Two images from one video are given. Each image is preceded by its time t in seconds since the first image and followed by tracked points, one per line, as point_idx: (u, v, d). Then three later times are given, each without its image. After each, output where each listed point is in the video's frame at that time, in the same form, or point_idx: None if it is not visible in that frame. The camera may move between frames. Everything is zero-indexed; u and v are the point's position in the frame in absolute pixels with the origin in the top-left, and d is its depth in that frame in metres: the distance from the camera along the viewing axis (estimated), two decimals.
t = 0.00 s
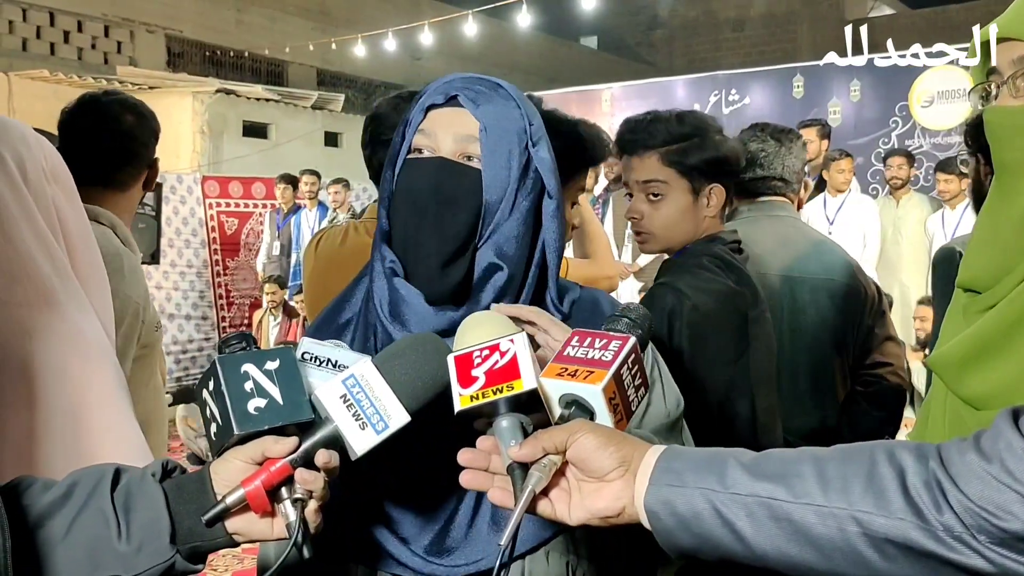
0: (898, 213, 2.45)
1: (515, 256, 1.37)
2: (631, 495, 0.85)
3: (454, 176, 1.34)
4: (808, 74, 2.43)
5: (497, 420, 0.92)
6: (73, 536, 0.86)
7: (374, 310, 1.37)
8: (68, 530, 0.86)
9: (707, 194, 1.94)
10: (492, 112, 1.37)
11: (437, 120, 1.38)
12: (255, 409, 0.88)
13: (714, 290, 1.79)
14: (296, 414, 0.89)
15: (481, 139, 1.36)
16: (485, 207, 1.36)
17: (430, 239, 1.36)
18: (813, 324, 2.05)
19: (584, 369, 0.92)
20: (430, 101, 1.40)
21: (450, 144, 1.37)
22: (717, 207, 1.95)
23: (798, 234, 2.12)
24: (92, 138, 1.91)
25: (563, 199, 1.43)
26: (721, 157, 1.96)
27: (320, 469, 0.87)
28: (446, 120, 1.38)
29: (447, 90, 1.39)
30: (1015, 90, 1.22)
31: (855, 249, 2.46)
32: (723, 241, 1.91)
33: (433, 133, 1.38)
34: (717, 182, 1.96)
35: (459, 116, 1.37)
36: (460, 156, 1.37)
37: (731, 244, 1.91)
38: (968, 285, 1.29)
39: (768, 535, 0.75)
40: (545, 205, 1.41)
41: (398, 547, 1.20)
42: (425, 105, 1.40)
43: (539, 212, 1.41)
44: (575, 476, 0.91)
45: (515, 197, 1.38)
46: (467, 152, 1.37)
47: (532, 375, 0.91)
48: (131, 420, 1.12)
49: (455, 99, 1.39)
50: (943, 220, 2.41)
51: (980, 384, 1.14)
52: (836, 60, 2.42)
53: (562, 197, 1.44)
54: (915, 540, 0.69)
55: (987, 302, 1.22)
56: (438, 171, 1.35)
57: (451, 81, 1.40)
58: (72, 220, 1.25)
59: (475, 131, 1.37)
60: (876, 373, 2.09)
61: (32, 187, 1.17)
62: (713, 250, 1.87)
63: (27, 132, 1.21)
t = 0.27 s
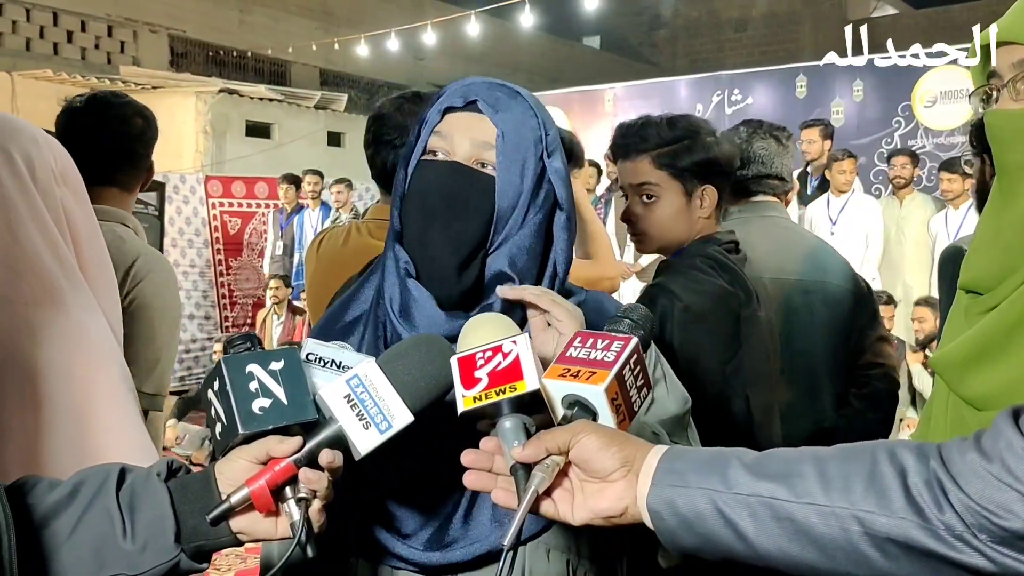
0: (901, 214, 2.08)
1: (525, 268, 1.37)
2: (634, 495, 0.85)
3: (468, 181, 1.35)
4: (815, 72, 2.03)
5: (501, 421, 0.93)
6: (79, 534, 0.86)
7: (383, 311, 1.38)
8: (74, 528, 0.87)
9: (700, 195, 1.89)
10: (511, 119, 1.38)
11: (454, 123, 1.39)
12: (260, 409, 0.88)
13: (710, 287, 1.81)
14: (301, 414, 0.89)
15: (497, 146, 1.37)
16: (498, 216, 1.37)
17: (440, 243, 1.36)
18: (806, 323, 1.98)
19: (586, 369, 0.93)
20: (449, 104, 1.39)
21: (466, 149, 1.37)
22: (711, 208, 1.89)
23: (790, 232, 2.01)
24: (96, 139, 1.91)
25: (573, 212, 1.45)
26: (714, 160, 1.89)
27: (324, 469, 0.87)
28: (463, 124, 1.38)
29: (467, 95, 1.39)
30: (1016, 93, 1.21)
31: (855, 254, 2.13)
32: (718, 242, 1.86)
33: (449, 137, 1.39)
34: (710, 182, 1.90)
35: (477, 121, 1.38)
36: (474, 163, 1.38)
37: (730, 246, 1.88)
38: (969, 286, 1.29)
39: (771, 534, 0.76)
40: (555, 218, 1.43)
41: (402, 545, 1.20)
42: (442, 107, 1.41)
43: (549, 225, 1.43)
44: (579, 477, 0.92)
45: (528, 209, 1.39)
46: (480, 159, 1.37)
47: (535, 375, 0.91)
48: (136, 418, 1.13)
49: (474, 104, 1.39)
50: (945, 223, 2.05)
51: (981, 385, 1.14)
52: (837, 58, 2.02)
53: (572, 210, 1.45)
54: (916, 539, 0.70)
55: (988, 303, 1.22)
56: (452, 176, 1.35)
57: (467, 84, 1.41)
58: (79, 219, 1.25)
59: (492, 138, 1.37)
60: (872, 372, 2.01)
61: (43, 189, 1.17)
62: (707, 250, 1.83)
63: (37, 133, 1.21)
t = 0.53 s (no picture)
0: (906, 216, 1.73)
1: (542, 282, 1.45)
2: (645, 497, 0.86)
3: (492, 203, 1.40)
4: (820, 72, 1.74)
5: (512, 423, 0.93)
6: (92, 532, 0.87)
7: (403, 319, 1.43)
8: (87, 527, 0.88)
9: (697, 196, 1.81)
10: (530, 138, 1.43)
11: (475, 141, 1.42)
12: (272, 410, 0.88)
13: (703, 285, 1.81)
14: (312, 415, 0.90)
15: (517, 166, 1.42)
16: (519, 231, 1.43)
17: (461, 256, 1.41)
18: (794, 338, 1.79)
19: (596, 372, 0.93)
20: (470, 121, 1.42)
21: (486, 166, 1.41)
22: (710, 208, 1.81)
23: (778, 241, 1.81)
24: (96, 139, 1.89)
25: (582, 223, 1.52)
26: (711, 165, 1.81)
27: (335, 470, 0.88)
28: (485, 142, 1.42)
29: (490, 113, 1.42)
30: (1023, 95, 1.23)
31: (857, 258, 1.77)
32: (724, 242, 1.82)
33: (467, 154, 1.42)
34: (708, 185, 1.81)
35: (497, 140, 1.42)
36: (493, 181, 1.42)
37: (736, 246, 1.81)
38: (976, 287, 1.29)
39: (780, 537, 0.76)
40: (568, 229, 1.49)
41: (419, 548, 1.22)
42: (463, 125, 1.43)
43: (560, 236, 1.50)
44: (590, 479, 0.93)
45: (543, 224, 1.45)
46: (501, 178, 1.42)
47: (546, 378, 0.92)
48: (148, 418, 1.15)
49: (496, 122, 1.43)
50: (950, 226, 1.70)
51: (990, 384, 1.14)
52: (837, 59, 1.73)
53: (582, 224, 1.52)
54: (924, 540, 0.70)
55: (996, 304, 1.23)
56: (475, 196, 1.41)
57: (486, 98, 1.43)
58: (97, 220, 1.25)
59: (512, 158, 1.42)
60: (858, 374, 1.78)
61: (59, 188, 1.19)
62: (714, 252, 1.82)
63: (54, 132, 1.23)
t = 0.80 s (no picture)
0: (908, 218, 1.82)
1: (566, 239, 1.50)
2: (661, 497, 0.86)
3: (520, 161, 1.40)
4: (824, 73, 1.81)
5: (532, 422, 0.95)
6: (109, 524, 0.88)
7: (434, 286, 1.35)
8: (103, 520, 0.88)
9: (698, 197, 1.90)
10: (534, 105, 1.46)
11: (488, 107, 1.41)
12: (288, 405, 0.89)
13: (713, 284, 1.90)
14: (328, 411, 0.90)
15: (530, 126, 1.45)
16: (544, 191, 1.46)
17: (501, 214, 1.40)
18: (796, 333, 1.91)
19: (617, 371, 0.93)
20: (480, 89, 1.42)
21: (502, 130, 1.41)
22: (711, 209, 1.90)
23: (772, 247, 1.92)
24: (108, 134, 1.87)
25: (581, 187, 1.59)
26: (714, 165, 1.90)
27: (349, 466, 0.88)
28: (495, 108, 1.42)
29: (496, 81, 1.44)
30: None
31: (859, 259, 1.89)
32: (731, 241, 1.91)
33: (482, 122, 1.41)
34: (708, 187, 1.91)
35: (510, 105, 1.43)
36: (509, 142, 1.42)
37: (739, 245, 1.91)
38: (984, 288, 1.31)
39: (795, 540, 0.77)
40: (572, 196, 1.55)
41: (429, 556, 1.20)
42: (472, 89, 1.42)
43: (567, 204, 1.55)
44: (608, 479, 0.93)
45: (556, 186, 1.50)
46: (518, 136, 1.43)
47: (565, 376, 0.94)
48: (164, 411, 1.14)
49: (504, 89, 1.44)
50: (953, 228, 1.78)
51: (997, 383, 1.15)
52: (837, 59, 1.80)
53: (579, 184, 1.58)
54: (940, 545, 0.71)
55: (1005, 304, 1.24)
56: (506, 153, 1.39)
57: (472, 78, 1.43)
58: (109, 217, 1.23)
59: (523, 118, 1.44)
60: (843, 371, 1.93)
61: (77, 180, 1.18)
62: (722, 250, 1.91)
63: (71, 129, 1.22)
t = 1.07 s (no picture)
0: (903, 222, 1.83)
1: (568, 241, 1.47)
2: (673, 504, 0.87)
3: (512, 180, 1.36)
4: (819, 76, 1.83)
5: (541, 430, 0.94)
6: (124, 527, 0.88)
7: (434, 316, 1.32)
8: (119, 522, 0.88)
9: (674, 199, 1.93)
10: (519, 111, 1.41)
11: (475, 124, 1.37)
12: (301, 411, 0.89)
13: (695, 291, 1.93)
14: (338, 416, 0.90)
15: (518, 137, 1.39)
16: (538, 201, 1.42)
17: (496, 239, 1.36)
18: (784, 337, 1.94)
19: (624, 379, 0.94)
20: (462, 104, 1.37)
21: (490, 147, 1.37)
22: (686, 210, 1.93)
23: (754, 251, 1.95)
24: (105, 131, 1.81)
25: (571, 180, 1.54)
26: (694, 168, 1.93)
27: (360, 470, 0.89)
28: (480, 124, 1.37)
29: (478, 93, 1.38)
30: None
31: (851, 260, 1.90)
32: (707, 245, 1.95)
33: (469, 142, 1.36)
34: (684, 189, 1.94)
35: (495, 118, 1.38)
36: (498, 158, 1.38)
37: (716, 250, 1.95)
38: (991, 296, 1.31)
39: (808, 545, 0.77)
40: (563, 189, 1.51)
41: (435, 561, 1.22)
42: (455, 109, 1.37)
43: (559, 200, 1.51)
44: (618, 486, 0.94)
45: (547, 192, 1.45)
46: (508, 151, 1.38)
47: (573, 386, 0.93)
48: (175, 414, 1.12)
49: (486, 102, 1.39)
50: (948, 231, 1.80)
51: (1003, 392, 1.15)
52: (837, 59, 1.82)
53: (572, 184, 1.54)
54: (953, 549, 0.71)
55: (1013, 310, 1.24)
56: (495, 176, 1.35)
57: (460, 92, 1.38)
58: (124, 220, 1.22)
59: (509, 130, 1.38)
60: (832, 374, 1.94)
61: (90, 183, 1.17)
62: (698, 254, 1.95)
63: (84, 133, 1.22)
